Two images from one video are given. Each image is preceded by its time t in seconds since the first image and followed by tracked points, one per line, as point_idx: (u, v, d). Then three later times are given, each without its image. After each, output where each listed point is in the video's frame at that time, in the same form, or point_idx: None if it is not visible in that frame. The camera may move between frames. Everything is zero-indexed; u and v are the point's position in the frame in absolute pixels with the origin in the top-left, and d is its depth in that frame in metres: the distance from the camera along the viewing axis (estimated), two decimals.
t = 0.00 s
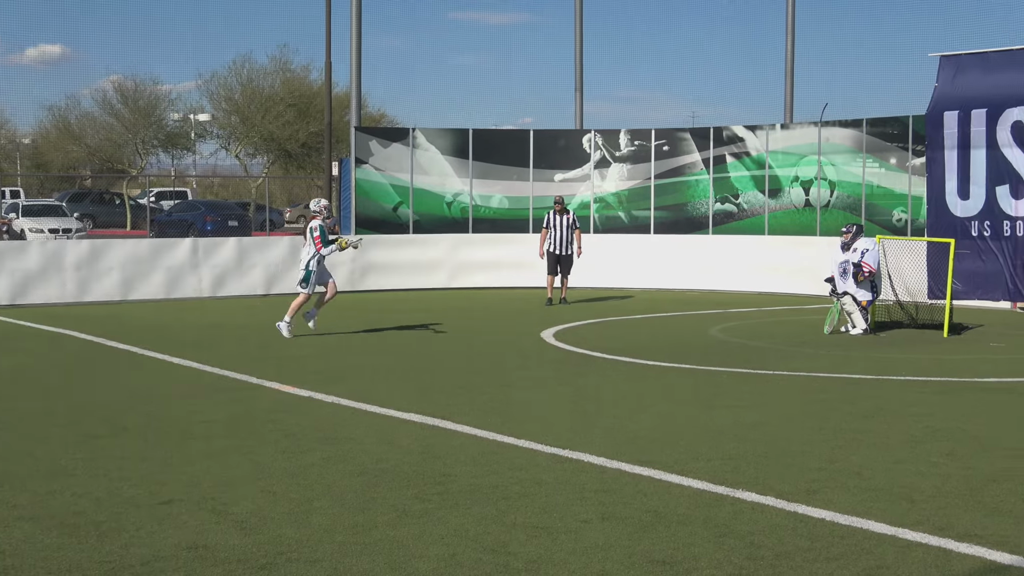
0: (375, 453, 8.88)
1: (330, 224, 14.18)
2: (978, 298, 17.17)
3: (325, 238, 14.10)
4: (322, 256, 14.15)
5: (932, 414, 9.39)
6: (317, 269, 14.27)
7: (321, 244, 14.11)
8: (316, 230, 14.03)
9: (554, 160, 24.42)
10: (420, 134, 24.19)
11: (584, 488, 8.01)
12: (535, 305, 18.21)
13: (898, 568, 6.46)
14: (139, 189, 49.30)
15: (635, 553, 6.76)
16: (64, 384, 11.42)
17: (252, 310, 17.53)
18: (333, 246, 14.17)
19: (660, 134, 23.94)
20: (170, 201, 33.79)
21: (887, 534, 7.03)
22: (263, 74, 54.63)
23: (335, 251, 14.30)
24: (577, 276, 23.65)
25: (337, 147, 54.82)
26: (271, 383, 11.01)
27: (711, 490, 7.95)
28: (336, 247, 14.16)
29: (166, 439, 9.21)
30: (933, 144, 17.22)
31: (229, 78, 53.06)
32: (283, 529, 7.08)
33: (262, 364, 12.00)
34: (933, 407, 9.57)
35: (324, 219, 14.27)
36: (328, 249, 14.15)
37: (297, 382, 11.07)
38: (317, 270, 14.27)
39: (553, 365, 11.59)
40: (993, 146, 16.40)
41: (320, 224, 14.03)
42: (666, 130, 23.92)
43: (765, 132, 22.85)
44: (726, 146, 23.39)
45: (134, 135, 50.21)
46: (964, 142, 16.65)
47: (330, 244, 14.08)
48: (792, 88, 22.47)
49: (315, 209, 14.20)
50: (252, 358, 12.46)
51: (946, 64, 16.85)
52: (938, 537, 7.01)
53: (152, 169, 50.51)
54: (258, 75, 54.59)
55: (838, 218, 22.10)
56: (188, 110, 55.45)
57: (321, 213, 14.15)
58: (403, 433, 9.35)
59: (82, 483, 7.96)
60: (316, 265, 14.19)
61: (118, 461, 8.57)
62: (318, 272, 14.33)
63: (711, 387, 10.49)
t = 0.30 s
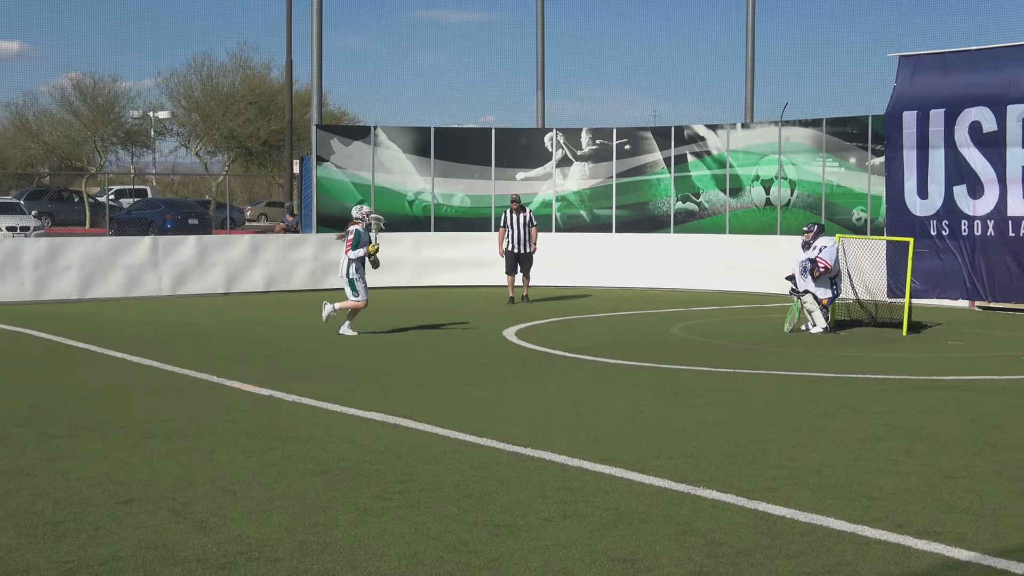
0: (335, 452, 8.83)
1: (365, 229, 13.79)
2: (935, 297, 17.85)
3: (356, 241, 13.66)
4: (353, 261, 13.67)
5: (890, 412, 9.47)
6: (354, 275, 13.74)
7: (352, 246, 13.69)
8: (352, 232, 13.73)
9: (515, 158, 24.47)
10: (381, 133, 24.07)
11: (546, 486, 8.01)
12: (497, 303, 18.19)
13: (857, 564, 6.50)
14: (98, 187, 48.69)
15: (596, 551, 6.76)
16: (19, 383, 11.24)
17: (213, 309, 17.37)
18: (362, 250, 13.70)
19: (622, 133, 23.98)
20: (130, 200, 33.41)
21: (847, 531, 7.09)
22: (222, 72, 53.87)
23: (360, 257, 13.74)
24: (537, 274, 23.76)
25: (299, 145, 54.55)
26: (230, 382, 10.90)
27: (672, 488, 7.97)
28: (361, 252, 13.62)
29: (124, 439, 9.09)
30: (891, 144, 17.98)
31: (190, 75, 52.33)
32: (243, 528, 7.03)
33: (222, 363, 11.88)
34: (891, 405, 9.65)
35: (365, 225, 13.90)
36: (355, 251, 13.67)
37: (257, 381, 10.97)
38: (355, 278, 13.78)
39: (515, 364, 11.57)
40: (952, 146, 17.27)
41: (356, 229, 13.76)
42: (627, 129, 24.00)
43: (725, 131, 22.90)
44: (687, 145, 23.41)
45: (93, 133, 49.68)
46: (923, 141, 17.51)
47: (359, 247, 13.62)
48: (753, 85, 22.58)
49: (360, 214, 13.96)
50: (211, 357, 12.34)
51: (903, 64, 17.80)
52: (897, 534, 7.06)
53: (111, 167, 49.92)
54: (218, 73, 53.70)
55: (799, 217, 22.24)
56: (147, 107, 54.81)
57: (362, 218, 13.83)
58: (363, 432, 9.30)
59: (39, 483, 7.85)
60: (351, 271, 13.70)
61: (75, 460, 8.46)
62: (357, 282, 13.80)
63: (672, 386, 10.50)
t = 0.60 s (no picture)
0: (305, 451, 8.79)
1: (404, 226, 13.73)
2: (906, 293, 17.93)
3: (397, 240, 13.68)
4: (395, 259, 13.77)
5: (861, 408, 9.51)
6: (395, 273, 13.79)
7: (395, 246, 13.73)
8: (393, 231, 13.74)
9: (487, 157, 24.42)
10: (352, 131, 23.92)
11: (517, 484, 8.00)
12: (470, 302, 18.15)
13: (828, 560, 6.53)
14: (67, 186, 48.35)
15: (568, 549, 6.75)
16: None
17: (185, 309, 17.27)
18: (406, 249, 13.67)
19: (593, 131, 23.99)
20: (100, 199, 33.13)
21: (818, 526, 7.11)
22: (192, 70, 53.76)
23: (403, 254, 13.69)
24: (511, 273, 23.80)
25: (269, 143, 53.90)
26: (201, 382, 10.83)
27: (643, 485, 7.97)
28: (402, 250, 13.64)
29: (92, 440, 9.01)
30: (862, 143, 18.32)
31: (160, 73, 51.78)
32: (214, 528, 6.99)
33: (193, 363, 11.81)
34: (861, 401, 9.69)
35: (404, 223, 13.88)
36: (399, 250, 13.69)
37: (228, 381, 10.90)
38: (400, 276, 13.68)
39: (487, 362, 11.56)
40: (921, 143, 17.45)
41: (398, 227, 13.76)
42: (599, 127, 23.95)
43: (696, 129, 22.95)
44: (659, 142, 23.45)
45: (63, 132, 49.36)
46: (892, 139, 17.77)
47: (400, 246, 13.59)
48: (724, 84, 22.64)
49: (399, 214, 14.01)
50: (181, 357, 12.24)
51: (872, 63, 18.12)
52: (868, 528, 7.09)
53: (81, 167, 49.58)
54: (189, 71, 53.66)
55: (770, 214, 22.34)
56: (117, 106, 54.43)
57: (400, 217, 13.81)
58: (334, 431, 9.26)
59: (8, 485, 7.77)
60: (394, 269, 13.65)
61: (43, 462, 8.38)
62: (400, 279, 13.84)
63: (643, 383, 10.51)
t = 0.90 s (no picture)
0: (288, 451, 8.77)
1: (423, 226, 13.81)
2: (887, 292, 18.08)
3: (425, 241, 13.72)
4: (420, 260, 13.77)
5: (843, 406, 9.52)
6: (413, 273, 13.64)
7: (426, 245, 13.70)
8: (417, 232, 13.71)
9: (470, 156, 24.40)
10: (335, 130, 23.91)
11: (500, 483, 7.99)
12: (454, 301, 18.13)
13: (810, 558, 6.54)
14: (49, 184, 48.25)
15: (550, 548, 6.74)
16: None
17: (169, 308, 17.21)
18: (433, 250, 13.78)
19: (576, 130, 23.97)
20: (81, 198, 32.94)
21: (800, 525, 7.12)
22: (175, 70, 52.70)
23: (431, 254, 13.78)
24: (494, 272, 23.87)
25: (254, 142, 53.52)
26: (183, 381, 10.79)
27: (625, 484, 7.97)
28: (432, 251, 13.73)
29: (74, 440, 8.97)
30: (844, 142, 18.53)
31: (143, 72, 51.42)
32: (195, 528, 6.96)
33: (176, 363, 11.75)
34: (843, 400, 9.71)
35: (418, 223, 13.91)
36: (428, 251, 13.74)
37: (210, 381, 10.86)
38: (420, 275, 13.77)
39: (470, 361, 11.54)
40: (902, 143, 17.63)
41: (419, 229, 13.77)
42: (582, 127, 23.99)
43: (679, 128, 22.92)
44: (642, 142, 23.44)
45: (44, 130, 49.29)
46: (874, 138, 17.99)
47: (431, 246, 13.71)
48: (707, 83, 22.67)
49: (406, 215, 13.96)
50: (163, 356, 12.20)
51: (856, 62, 18.28)
52: (849, 527, 7.11)
53: (63, 166, 49.42)
54: (172, 71, 52.62)
55: (753, 214, 22.27)
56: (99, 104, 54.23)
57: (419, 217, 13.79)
58: (316, 431, 9.24)
59: None
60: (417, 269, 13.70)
61: (25, 462, 8.34)
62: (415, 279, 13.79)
63: (626, 382, 10.51)
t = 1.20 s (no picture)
0: (263, 451, 8.69)
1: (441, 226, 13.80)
2: (864, 290, 18.19)
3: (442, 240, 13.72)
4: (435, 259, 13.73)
5: (822, 404, 9.51)
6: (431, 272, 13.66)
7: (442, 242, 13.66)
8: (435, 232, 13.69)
9: (448, 153, 24.26)
10: (310, 128, 23.65)
11: (477, 483, 7.94)
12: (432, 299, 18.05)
13: (788, 557, 6.50)
14: (21, 182, 47.83)
15: (527, 548, 6.68)
16: None
17: (145, 307, 17.06)
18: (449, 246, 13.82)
19: (554, 128, 23.81)
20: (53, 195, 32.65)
21: (778, 524, 7.09)
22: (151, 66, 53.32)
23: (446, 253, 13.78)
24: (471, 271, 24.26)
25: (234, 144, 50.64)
26: (157, 381, 10.67)
27: (603, 484, 7.93)
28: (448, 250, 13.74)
29: (46, 441, 8.85)
30: (821, 139, 18.62)
31: (117, 70, 51.21)
32: (169, 530, 6.86)
33: (151, 362, 11.64)
34: (821, 398, 9.69)
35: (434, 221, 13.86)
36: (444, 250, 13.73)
37: (185, 380, 10.75)
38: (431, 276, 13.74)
39: (447, 360, 11.48)
40: (879, 140, 17.71)
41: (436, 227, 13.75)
42: (559, 125, 23.81)
43: (657, 125, 22.66)
44: (619, 139, 23.16)
45: (16, 127, 48.86)
46: (851, 135, 18.05)
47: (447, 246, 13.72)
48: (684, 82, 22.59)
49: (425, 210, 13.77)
50: (137, 356, 12.07)
51: (833, 59, 18.33)
52: (827, 526, 7.08)
53: (35, 163, 49.00)
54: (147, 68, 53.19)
55: (730, 212, 21.80)
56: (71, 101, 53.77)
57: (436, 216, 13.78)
58: (292, 431, 9.16)
59: None
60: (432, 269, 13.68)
61: None
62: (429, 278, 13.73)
63: (604, 380, 10.48)
